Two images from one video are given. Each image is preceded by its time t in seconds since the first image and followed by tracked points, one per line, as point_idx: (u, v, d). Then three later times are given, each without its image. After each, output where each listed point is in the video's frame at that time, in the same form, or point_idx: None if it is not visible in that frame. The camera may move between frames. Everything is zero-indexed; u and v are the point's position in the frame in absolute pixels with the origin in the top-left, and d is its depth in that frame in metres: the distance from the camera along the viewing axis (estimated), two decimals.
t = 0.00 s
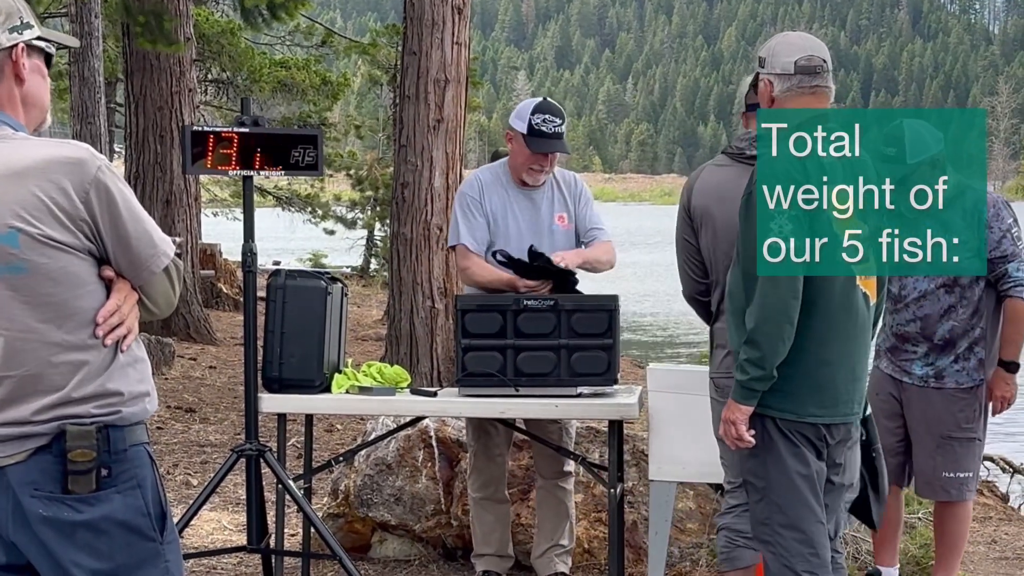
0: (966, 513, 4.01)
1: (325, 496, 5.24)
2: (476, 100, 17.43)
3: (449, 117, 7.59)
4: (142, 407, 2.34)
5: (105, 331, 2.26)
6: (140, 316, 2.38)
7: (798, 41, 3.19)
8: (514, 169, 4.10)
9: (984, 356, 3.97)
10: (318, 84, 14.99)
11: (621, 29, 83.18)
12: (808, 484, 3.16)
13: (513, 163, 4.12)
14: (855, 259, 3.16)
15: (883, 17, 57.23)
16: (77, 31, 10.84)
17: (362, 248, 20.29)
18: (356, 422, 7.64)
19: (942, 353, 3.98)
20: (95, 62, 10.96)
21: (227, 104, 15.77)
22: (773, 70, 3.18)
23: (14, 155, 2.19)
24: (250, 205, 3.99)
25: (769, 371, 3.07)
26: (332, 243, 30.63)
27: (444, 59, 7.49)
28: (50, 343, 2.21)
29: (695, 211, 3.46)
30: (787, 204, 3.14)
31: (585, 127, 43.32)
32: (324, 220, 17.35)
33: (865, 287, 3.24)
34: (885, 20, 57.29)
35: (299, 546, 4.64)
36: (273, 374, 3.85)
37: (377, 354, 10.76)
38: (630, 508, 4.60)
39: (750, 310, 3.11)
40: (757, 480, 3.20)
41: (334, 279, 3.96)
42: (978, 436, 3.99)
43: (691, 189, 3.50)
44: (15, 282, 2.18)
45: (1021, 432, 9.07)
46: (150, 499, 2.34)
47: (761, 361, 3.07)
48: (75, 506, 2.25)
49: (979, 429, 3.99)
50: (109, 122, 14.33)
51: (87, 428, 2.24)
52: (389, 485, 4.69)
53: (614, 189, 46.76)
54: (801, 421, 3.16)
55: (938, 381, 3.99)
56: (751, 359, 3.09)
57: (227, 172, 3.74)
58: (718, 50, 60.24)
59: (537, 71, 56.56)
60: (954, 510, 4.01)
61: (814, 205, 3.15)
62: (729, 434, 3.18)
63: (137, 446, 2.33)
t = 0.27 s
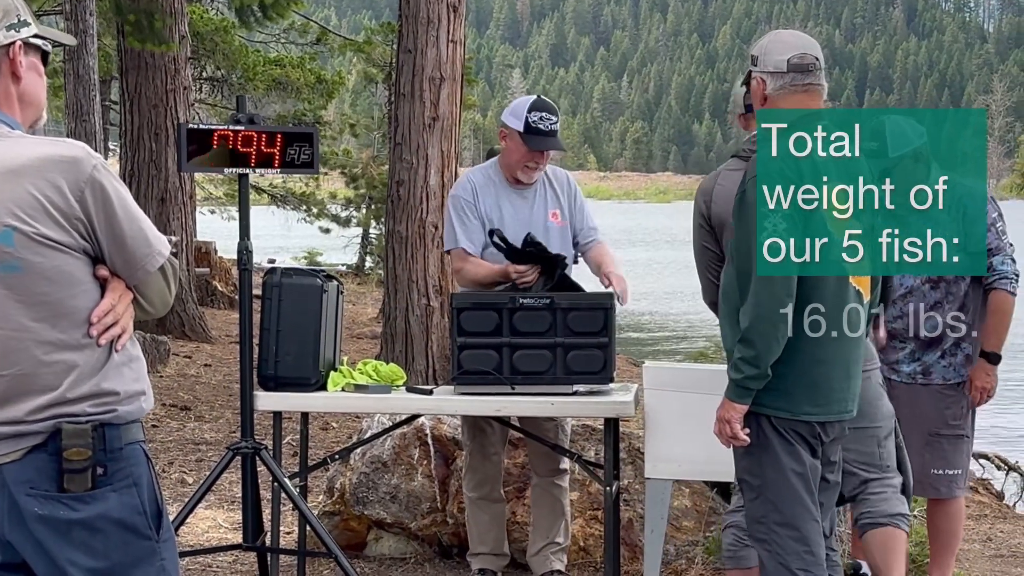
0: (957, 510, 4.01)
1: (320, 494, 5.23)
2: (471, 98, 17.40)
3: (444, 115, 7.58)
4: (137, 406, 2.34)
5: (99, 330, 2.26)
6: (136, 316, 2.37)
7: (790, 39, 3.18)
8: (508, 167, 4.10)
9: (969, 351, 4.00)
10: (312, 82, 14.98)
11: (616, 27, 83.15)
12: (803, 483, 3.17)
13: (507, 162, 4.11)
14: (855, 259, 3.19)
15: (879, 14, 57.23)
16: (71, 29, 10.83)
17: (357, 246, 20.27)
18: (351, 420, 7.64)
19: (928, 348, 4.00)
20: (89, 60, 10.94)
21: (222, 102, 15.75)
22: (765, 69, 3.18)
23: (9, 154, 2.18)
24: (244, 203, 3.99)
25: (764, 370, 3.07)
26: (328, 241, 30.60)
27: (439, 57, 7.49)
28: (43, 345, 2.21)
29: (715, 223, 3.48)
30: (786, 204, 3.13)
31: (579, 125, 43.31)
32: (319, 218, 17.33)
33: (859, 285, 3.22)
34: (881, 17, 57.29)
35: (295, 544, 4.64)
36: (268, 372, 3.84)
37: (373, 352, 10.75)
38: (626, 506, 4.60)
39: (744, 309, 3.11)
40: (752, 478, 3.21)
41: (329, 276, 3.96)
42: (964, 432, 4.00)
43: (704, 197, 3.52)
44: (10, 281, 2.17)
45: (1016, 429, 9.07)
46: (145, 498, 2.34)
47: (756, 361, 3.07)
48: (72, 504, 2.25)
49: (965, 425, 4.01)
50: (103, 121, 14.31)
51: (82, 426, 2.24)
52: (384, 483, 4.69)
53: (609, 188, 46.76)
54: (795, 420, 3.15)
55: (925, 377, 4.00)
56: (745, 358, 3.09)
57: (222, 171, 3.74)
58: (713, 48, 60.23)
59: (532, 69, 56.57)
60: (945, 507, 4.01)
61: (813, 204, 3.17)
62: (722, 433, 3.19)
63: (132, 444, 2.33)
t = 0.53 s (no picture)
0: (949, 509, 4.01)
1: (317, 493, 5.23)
2: (468, 97, 17.40)
3: (441, 114, 7.57)
4: (134, 405, 2.33)
5: (95, 329, 2.25)
6: (132, 315, 2.36)
7: (782, 37, 3.16)
8: (506, 162, 4.08)
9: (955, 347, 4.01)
10: (309, 81, 14.98)
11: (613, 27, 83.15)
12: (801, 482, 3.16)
13: (505, 157, 4.08)
14: (855, 260, 3.20)
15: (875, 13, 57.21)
16: (68, 27, 10.82)
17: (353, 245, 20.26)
18: (348, 419, 7.63)
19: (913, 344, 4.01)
20: (86, 59, 10.93)
21: (218, 101, 15.74)
22: (757, 68, 3.14)
23: (6, 152, 2.18)
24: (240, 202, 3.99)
25: (760, 370, 3.07)
26: (325, 240, 30.58)
27: (437, 56, 7.48)
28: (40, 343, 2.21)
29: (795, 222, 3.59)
30: (786, 204, 3.13)
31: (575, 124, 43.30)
32: (316, 218, 17.33)
33: (853, 285, 3.21)
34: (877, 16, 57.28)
35: (292, 543, 4.63)
36: (265, 371, 3.84)
37: (370, 351, 10.74)
38: (624, 505, 4.60)
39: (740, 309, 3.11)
40: (748, 477, 3.20)
41: (324, 275, 3.96)
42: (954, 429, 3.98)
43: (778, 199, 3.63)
44: (7, 279, 2.17)
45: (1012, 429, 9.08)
46: (142, 497, 2.33)
47: (752, 360, 3.07)
48: (68, 503, 2.24)
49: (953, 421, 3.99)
50: (100, 120, 14.31)
51: (79, 426, 2.23)
52: (381, 482, 4.68)
53: (604, 188, 46.75)
54: (791, 419, 3.15)
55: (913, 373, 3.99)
56: (741, 358, 3.09)
57: (219, 170, 3.73)
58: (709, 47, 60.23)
59: (528, 68, 56.58)
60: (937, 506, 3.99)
61: (812, 204, 3.18)
62: (719, 433, 3.18)
63: (129, 443, 2.33)
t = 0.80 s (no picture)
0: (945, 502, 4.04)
1: (315, 493, 5.23)
2: (466, 97, 17.38)
3: (440, 114, 7.57)
4: (132, 405, 2.33)
5: (93, 330, 2.25)
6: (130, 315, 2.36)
7: (774, 39, 3.18)
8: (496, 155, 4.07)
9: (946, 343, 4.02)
10: (307, 81, 14.97)
11: (611, 27, 83.13)
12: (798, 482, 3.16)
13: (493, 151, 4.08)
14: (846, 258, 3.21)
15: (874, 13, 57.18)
16: (66, 27, 10.81)
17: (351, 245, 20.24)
18: (345, 420, 7.63)
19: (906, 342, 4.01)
20: (84, 59, 10.92)
21: (216, 101, 15.73)
22: (750, 69, 3.16)
23: (4, 151, 2.17)
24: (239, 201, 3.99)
25: (755, 371, 3.05)
26: (324, 240, 30.55)
27: (435, 56, 7.48)
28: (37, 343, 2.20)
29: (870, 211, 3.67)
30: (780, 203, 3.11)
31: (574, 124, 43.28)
32: (313, 218, 17.31)
33: (846, 284, 3.21)
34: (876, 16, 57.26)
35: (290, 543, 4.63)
36: (264, 371, 3.84)
37: (368, 351, 10.73)
38: (622, 505, 4.60)
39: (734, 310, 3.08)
40: (744, 479, 3.20)
41: (323, 276, 3.95)
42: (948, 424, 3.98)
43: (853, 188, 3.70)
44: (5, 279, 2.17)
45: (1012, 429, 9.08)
46: (140, 498, 2.33)
47: (747, 361, 3.04)
48: (65, 504, 2.24)
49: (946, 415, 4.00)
50: (98, 119, 14.30)
51: (76, 426, 2.23)
52: (380, 482, 4.68)
53: (602, 187, 46.74)
54: (786, 420, 3.14)
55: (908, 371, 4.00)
56: (736, 359, 3.06)
57: (217, 170, 3.72)
58: (707, 47, 60.21)
59: (527, 68, 56.56)
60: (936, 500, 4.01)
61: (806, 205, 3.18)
62: (714, 435, 3.17)
63: (127, 444, 2.32)
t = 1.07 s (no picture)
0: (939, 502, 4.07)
1: (314, 494, 5.23)
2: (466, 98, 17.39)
3: (439, 115, 7.58)
4: (129, 407, 2.33)
5: (89, 332, 2.25)
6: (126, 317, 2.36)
7: (765, 40, 3.18)
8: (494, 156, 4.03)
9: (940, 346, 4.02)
10: (306, 82, 14.98)
11: (611, 28, 83.15)
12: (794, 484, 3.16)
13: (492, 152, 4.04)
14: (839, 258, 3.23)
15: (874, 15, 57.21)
16: (65, 28, 10.81)
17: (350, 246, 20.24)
18: (344, 421, 7.63)
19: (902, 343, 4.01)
20: (84, 60, 10.92)
21: (216, 102, 15.73)
22: (741, 71, 3.16)
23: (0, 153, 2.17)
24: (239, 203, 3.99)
25: (747, 373, 3.04)
26: (323, 241, 30.55)
27: (434, 57, 7.49)
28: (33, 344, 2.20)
29: (886, 211, 3.67)
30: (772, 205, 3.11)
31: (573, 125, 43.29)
32: (313, 219, 17.32)
33: (839, 285, 3.21)
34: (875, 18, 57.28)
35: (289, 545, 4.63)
36: (263, 372, 3.84)
37: (367, 352, 10.73)
38: (621, 506, 4.59)
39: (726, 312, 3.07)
40: (739, 481, 3.19)
41: (323, 277, 3.95)
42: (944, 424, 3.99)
43: (868, 188, 3.71)
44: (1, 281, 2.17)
45: (1012, 430, 9.10)
46: (137, 500, 2.33)
47: (738, 363, 3.04)
48: (62, 506, 2.24)
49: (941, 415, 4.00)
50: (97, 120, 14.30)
51: (73, 428, 2.23)
52: (379, 483, 4.68)
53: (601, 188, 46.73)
54: (779, 422, 3.14)
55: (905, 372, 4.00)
56: (727, 361, 3.06)
57: (217, 171, 3.73)
58: (707, 48, 60.23)
59: (526, 69, 56.58)
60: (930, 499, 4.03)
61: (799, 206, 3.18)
62: (706, 436, 3.16)
63: (123, 446, 2.32)
